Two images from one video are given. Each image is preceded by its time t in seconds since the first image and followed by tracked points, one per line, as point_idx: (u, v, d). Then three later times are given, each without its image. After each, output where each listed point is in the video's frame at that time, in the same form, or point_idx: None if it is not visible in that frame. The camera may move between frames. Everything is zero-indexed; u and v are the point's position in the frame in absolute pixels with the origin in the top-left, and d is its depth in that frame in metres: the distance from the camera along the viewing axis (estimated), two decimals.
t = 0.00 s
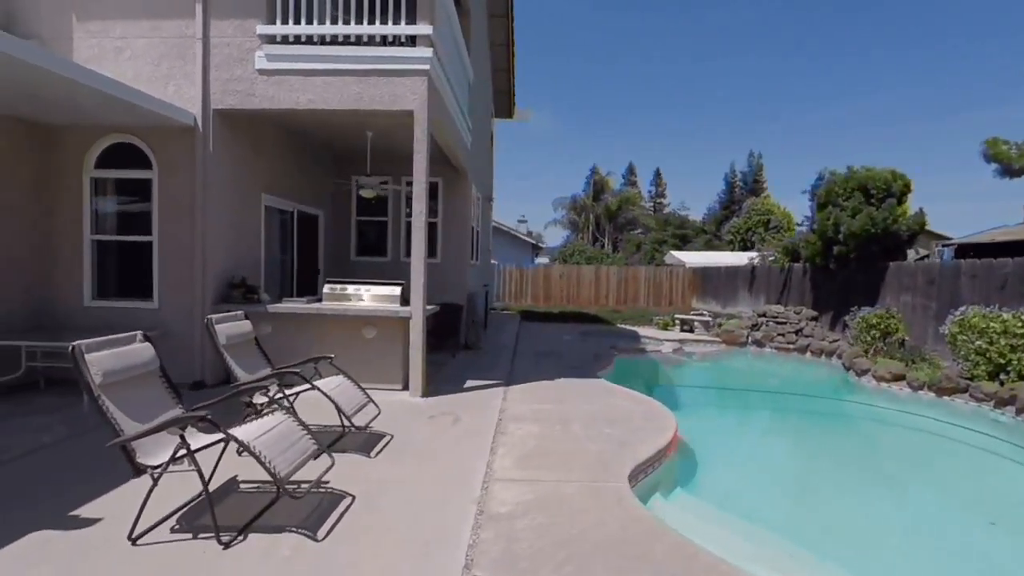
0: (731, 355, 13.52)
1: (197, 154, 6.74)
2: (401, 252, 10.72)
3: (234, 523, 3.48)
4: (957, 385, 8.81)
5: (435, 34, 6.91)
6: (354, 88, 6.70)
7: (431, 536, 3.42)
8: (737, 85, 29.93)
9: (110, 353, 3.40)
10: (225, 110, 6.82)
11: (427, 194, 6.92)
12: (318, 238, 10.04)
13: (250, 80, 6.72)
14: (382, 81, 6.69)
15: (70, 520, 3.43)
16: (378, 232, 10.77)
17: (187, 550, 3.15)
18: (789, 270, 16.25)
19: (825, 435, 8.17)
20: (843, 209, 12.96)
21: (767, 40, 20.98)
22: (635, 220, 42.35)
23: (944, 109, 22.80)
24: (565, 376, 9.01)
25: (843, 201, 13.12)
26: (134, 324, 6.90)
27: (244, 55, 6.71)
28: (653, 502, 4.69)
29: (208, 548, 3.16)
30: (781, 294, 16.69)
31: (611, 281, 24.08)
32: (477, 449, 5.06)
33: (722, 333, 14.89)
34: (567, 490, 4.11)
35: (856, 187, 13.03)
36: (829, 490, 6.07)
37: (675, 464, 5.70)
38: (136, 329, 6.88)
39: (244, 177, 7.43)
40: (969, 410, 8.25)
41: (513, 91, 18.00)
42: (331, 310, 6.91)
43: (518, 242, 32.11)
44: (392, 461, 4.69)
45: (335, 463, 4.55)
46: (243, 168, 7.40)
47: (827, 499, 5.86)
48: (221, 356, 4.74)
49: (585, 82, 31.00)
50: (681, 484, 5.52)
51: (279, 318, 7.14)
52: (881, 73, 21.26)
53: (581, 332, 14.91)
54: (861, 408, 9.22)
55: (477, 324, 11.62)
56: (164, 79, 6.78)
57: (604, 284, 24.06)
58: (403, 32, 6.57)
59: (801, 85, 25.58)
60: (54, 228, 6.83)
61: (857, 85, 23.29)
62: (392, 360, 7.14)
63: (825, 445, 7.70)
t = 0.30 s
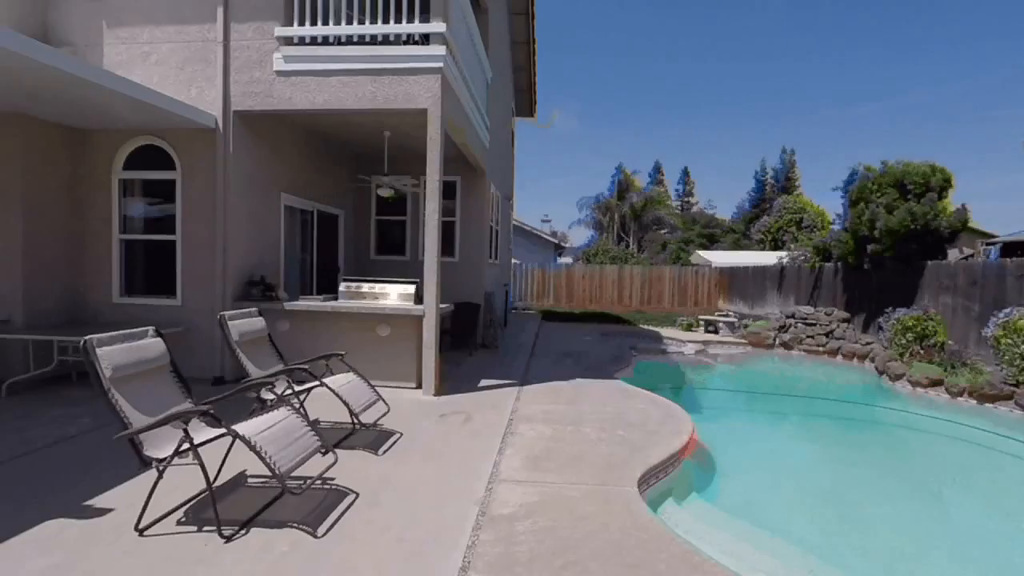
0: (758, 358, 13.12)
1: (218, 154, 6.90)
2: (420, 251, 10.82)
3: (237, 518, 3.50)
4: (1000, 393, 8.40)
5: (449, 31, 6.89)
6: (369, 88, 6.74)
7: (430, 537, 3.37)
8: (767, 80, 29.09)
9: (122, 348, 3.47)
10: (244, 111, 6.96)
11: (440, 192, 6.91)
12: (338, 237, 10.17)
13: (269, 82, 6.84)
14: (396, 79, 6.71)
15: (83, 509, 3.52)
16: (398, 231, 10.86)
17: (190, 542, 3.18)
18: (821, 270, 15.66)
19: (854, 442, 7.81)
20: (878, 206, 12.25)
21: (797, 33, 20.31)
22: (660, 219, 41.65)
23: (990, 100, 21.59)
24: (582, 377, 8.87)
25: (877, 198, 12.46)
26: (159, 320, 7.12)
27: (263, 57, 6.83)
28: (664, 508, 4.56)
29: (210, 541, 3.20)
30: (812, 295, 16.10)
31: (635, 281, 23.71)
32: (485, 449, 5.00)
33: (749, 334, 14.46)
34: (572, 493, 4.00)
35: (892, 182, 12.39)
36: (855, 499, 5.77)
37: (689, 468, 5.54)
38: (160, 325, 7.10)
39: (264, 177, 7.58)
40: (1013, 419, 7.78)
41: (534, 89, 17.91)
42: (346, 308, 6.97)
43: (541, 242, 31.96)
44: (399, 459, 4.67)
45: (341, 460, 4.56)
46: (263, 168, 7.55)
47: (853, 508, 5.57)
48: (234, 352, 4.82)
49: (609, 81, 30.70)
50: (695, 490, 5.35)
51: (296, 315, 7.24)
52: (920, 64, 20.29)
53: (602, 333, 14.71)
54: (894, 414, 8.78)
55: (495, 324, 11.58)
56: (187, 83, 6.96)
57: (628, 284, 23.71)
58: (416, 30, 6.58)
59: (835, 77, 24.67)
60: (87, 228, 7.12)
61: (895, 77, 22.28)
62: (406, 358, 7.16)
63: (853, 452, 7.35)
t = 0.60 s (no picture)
0: (780, 360, 12.75)
1: (232, 157, 7.02)
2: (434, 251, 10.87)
3: (235, 517, 3.52)
4: None
5: (458, 31, 6.85)
6: (378, 89, 6.75)
7: (425, 541, 3.33)
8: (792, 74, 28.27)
9: (126, 348, 3.53)
10: (257, 114, 7.05)
11: (449, 192, 6.88)
12: (354, 239, 10.27)
13: (281, 85, 6.92)
14: (405, 80, 6.71)
15: (90, 505, 3.60)
16: (412, 232, 10.91)
17: (188, 542, 3.20)
18: (848, 270, 15.14)
19: (879, 449, 7.49)
20: (909, 202, 11.72)
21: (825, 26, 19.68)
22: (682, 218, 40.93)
23: None
24: (595, 379, 8.74)
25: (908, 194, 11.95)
26: (176, 320, 7.29)
27: (275, 61, 6.92)
28: (671, 517, 4.43)
29: (207, 542, 3.21)
30: (838, 296, 15.57)
31: (654, 281, 23.34)
32: (489, 452, 4.94)
33: (771, 336, 14.06)
34: (574, 499, 3.91)
35: (924, 177, 11.85)
36: (877, 511, 5.51)
37: (699, 474, 5.39)
38: (179, 325, 7.27)
39: (278, 179, 7.67)
40: None
41: (551, 88, 17.79)
42: (356, 308, 7.00)
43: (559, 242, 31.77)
44: (401, 461, 4.65)
45: (345, 461, 4.56)
46: (277, 171, 7.65)
47: (874, 519, 5.33)
48: (241, 352, 4.87)
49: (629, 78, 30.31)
50: (705, 497, 5.21)
51: (308, 316, 7.31)
52: (957, 55, 19.42)
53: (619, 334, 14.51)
54: (924, 422, 8.39)
55: (508, 324, 11.51)
56: (203, 87, 7.10)
57: (648, 284, 23.35)
58: (424, 30, 6.57)
59: (864, 70, 23.84)
60: (109, 230, 7.33)
61: (931, 69, 21.36)
62: (415, 358, 7.17)
63: (878, 460, 7.05)
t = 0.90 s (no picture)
0: (801, 365, 12.36)
1: (244, 161, 7.14)
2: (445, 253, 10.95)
3: (230, 518, 3.53)
4: None
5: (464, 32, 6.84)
6: (385, 91, 6.78)
7: (415, 547, 3.28)
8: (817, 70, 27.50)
9: (126, 349, 3.59)
10: (268, 119, 7.16)
11: (456, 193, 6.86)
12: (366, 241, 10.35)
13: (291, 89, 7.01)
14: (411, 83, 6.72)
15: (92, 503, 3.66)
16: (424, 234, 10.95)
17: (180, 542, 3.22)
18: (874, 271, 14.62)
19: (903, 460, 7.18)
20: (938, 200, 11.25)
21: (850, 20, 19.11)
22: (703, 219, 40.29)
23: None
24: (605, 382, 8.60)
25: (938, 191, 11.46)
26: (191, 321, 7.45)
27: (285, 65, 7.01)
28: (675, 528, 4.29)
29: (200, 543, 3.22)
30: (864, 298, 15.04)
31: (673, 282, 22.95)
32: (490, 456, 4.88)
33: (792, 340, 13.66)
34: (571, 506, 3.81)
35: (955, 174, 11.35)
36: (898, 526, 5.25)
37: (707, 483, 5.23)
38: (193, 325, 7.43)
39: (290, 182, 7.78)
40: None
41: (567, 88, 17.68)
42: (363, 310, 7.04)
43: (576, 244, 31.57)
44: (400, 464, 4.62)
45: (344, 463, 4.56)
46: (288, 174, 7.76)
47: (893, 536, 5.08)
48: (245, 354, 4.93)
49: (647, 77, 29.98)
50: (712, 507, 5.04)
51: (317, 317, 7.38)
52: (983, 49, 19.37)
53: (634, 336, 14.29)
54: (952, 432, 8.00)
55: (520, 327, 11.45)
56: (216, 92, 7.24)
57: (666, 286, 22.98)
58: (431, 32, 6.56)
59: (893, 65, 23.08)
60: (127, 233, 7.54)
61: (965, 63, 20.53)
62: (422, 360, 7.16)
63: (901, 472, 6.74)
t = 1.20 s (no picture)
0: (822, 368, 11.99)
1: (254, 163, 7.27)
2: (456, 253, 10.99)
3: (224, 515, 3.56)
4: None
5: (469, 31, 6.82)
6: (391, 92, 6.81)
7: (404, 548, 3.25)
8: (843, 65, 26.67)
9: (126, 347, 3.66)
10: (278, 122, 7.27)
11: (461, 193, 6.84)
12: (378, 242, 10.43)
13: (299, 92, 7.10)
14: (416, 83, 6.74)
15: (95, 498, 3.75)
16: (434, 234, 11.00)
17: (174, 538, 3.26)
18: (900, 270, 14.09)
19: (927, 469, 6.87)
20: (968, 197, 10.77)
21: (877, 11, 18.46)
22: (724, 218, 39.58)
23: None
24: (615, 384, 8.48)
25: (968, 188, 10.97)
26: (204, 321, 7.62)
27: (294, 68, 7.11)
28: (676, 535, 4.17)
29: (193, 539, 3.26)
30: (890, 298, 14.50)
31: (692, 282, 22.55)
32: (489, 458, 4.83)
33: (813, 342, 13.27)
34: (566, 510, 3.74)
35: (985, 170, 10.85)
36: (917, 538, 5.02)
37: (713, 488, 5.08)
38: (206, 325, 7.60)
39: (299, 184, 7.88)
40: None
41: (581, 87, 17.55)
42: (369, 310, 7.08)
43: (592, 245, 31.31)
44: (398, 464, 4.62)
45: (343, 461, 4.59)
46: (299, 176, 7.87)
47: (912, 547, 4.86)
48: (247, 353, 5.00)
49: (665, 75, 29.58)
50: (718, 513, 4.90)
51: (325, 317, 7.46)
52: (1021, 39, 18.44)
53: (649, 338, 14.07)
54: (982, 441, 7.62)
55: (531, 328, 11.38)
56: (228, 96, 7.38)
57: (684, 286, 22.60)
58: (435, 33, 6.57)
59: (924, 56, 22.21)
60: (144, 235, 7.75)
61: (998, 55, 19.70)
62: (428, 360, 7.17)
63: (924, 481, 6.45)
